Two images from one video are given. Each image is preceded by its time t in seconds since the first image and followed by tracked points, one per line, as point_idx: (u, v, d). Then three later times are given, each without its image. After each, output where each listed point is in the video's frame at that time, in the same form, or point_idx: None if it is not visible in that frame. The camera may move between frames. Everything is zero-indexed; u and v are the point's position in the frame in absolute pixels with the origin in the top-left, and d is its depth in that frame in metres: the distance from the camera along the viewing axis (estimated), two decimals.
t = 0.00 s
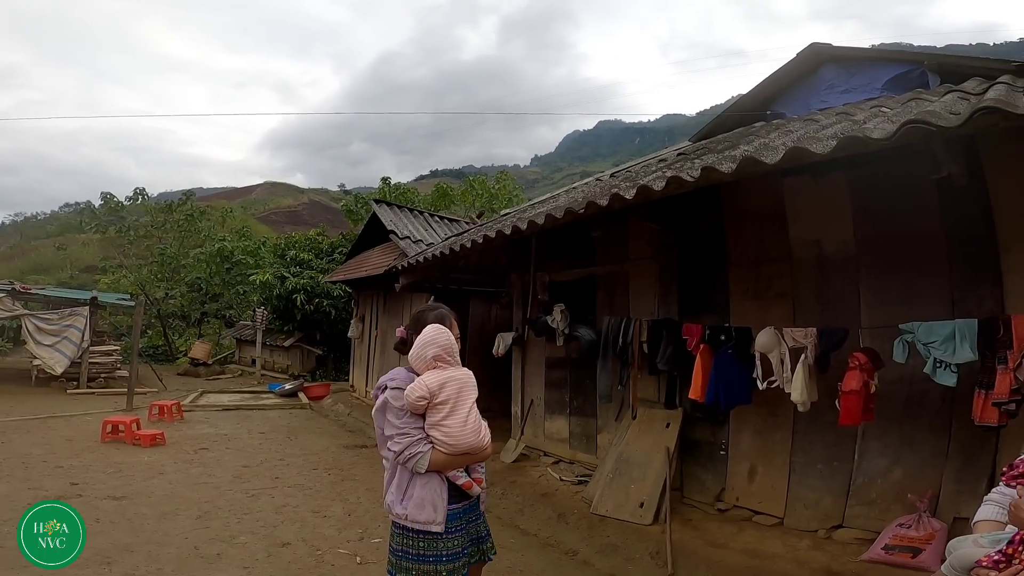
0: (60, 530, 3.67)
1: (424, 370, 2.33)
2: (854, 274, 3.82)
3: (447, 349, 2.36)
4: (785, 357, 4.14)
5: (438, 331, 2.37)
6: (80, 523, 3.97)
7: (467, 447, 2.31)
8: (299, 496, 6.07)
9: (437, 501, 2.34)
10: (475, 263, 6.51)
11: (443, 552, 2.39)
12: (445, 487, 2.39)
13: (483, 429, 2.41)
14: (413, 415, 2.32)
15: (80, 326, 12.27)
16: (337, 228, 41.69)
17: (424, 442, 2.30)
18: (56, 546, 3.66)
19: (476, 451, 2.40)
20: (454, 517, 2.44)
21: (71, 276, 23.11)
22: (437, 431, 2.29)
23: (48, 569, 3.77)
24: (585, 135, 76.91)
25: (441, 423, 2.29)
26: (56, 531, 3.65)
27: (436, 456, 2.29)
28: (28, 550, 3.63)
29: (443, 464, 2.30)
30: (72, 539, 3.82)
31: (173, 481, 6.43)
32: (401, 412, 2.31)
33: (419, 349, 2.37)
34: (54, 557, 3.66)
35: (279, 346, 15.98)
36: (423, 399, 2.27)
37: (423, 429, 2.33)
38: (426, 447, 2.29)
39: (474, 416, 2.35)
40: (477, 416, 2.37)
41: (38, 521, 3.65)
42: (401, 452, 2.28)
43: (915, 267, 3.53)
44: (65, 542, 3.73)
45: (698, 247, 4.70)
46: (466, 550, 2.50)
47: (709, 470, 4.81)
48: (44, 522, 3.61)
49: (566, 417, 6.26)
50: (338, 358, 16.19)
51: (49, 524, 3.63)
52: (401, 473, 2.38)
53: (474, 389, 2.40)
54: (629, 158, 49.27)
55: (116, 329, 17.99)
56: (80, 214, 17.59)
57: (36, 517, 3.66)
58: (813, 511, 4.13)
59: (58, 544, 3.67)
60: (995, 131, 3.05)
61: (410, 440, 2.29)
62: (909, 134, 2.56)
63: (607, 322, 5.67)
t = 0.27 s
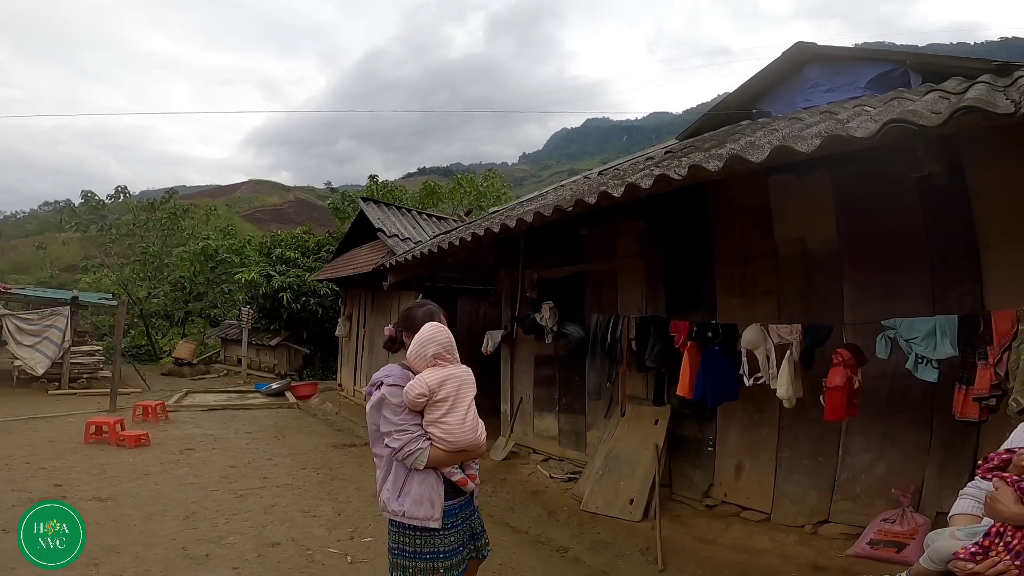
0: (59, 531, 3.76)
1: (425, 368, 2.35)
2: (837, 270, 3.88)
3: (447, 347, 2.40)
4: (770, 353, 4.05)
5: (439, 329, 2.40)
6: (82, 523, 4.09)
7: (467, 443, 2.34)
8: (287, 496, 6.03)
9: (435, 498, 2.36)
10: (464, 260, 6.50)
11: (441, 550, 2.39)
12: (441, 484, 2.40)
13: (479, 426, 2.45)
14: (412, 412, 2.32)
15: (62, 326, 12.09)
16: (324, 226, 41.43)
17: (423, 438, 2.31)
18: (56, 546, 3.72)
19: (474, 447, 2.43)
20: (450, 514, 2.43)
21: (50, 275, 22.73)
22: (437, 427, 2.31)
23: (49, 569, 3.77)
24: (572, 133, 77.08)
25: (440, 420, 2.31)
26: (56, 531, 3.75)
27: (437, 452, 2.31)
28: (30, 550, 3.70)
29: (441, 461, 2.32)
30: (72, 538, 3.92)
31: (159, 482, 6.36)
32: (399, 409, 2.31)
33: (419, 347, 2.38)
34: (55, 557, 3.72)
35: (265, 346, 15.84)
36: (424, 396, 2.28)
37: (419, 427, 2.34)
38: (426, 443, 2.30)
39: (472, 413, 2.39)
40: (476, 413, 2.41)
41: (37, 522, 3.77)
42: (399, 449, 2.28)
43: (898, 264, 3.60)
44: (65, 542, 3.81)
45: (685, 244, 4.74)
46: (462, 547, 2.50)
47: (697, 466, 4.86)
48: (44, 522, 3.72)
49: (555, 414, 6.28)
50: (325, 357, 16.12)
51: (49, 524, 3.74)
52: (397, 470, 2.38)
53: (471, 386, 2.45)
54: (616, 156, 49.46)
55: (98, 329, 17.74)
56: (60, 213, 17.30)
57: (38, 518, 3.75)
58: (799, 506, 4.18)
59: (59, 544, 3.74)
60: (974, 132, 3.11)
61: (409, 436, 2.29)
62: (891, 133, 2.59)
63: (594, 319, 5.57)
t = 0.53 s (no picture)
0: (60, 531, 3.64)
1: (416, 353, 2.35)
2: (809, 257, 3.96)
3: (441, 333, 2.37)
4: (747, 340, 4.27)
5: (433, 314, 2.37)
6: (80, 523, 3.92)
7: (456, 427, 2.35)
8: (268, 494, 5.98)
9: (423, 484, 2.39)
10: (443, 253, 6.47)
11: (429, 538, 2.43)
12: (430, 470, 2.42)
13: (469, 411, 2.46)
14: (399, 398, 2.33)
15: (28, 325, 11.75)
16: (298, 220, 40.84)
17: (412, 423, 2.32)
18: (56, 546, 3.62)
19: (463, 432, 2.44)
20: (435, 502, 2.46)
21: (13, 273, 22.04)
22: (426, 412, 2.32)
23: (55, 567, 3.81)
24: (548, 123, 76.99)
25: (429, 405, 2.32)
26: (56, 531, 3.62)
27: (425, 437, 2.32)
28: (28, 550, 3.59)
29: (429, 446, 2.33)
30: (72, 539, 3.80)
31: (135, 482, 6.25)
32: (388, 394, 2.32)
33: (412, 331, 2.35)
34: (55, 558, 3.62)
35: (240, 342, 15.62)
36: (413, 381, 2.30)
37: (408, 412, 2.35)
38: (414, 427, 2.31)
39: (461, 398, 2.39)
40: (466, 398, 2.41)
41: (37, 521, 3.63)
42: (388, 435, 2.29)
43: (867, 252, 3.68)
44: (65, 542, 3.70)
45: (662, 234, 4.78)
46: (450, 534, 2.53)
47: (677, 454, 4.94)
48: (45, 521, 3.59)
49: (536, 406, 6.32)
50: (303, 352, 15.98)
51: (49, 523, 3.61)
52: (386, 456, 2.39)
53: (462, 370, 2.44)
54: (593, 146, 49.61)
55: (66, 328, 17.28)
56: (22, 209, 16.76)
57: (35, 517, 3.65)
58: (776, 493, 4.29)
59: (58, 544, 3.63)
60: (939, 123, 3.18)
61: (397, 422, 2.30)
62: (860, 123, 2.65)
63: (573, 309, 5.67)
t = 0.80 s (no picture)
0: (60, 531, 3.78)
1: (392, 328, 2.42)
2: (775, 241, 4.04)
3: (414, 304, 2.46)
4: (718, 324, 4.37)
5: (403, 287, 2.47)
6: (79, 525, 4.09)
7: (444, 393, 2.40)
8: (245, 493, 5.92)
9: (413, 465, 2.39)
10: (416, 244, 6.43)
11: (413, 524, 2.44)
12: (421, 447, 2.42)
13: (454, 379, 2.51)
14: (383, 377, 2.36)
15: None
16: (267, 215, 40.07)
17: (402, 398, 2.33)
18: (55, 547, 3.73)
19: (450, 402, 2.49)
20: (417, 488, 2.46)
21: None
22: (413, 384, 2.37)
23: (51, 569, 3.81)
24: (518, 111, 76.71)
25: (416, 376, 2.37)
26: (56, 532, 3.73)
27: (417, 407, 2.34)
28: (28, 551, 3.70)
29: (423, 418, 2.36)
30: (71, 539, 3.93)
31: (105, 485, 6.12)
32: (370, 376, 2.32)
33: (386, 306, 2.43)
34: (55, 558, 3.73)
35: (210, 341, 15.32)
36: (395, 355, 2.37)
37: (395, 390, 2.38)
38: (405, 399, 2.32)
39: (445, 364, 2.45)
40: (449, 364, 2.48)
41: (38, 522, 3.74)
42: (383, 413, 2.27)
43: (830, 237, 3.78)
44: (64, 542, 3.81)
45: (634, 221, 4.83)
46: (432, 519, 2.54)
47: (654, 440, 5.04)
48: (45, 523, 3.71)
49: (514, 396, 6.36)
50: (276, 349, 15.77)
51: (49, 525, 3.71)
52: (375, 441, 2.38)
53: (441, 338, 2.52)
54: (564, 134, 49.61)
55: (26, 331, 16.71)
56: None
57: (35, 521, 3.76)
58: (752, 477, 4.41)
59: (58, 545, 3.74)
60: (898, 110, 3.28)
61: (389, 398, 2.30)
62: (821, 110, 2.71)
63: (547, 297, 5.74)
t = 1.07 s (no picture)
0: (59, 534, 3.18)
1: (378, 336, 2.43)
2: (754, 245, 4.11)
3: (399, 312, 2.49)
4: (698, 327, 4.42)
5: (388, 296, 2.48)
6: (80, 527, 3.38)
7: (429, 400, 2.43)
8: (224, 495, 5.84)
9: (401, 467, 2.41)
10: (398, 245, 6.40)
11: (402, 525, 2.44)
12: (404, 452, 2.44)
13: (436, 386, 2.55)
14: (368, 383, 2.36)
15: None
16: (246, 214, 39.55)
17: (387, 404, 2.35)
18: (56, 547, 3.19)
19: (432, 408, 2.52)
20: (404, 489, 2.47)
21: None
22: (399, 391, 2.38)
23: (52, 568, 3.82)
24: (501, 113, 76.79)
25: (402, 384, 2.39)
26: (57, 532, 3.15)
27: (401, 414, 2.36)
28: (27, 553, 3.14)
29: (406, 424, 2.39)
30: (71, 540, 3.35)
31: (78, 488, 5.99)
32: (353, 382, 2.31)
33: (370, 316, 2.44)
34: (55, 559, 3.20)
35: (186, 341, 15.07)
36: (387, 362, 2.37)
37: (379, 397, 2.39)
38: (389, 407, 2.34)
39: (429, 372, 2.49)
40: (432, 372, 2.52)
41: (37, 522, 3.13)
42: (367, 420, 2.29)
43: (806, 239, 3.85)
44: (64, 542, 3.26)
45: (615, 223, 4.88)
46: (419, 519, 2.55)
47: (636, 441, 5.09)
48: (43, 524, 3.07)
49: (497, 397, 6.37)
50: (254, 351, 15.57)
51: (48, 525, 3.11)
52: (360, 445, 2.38)
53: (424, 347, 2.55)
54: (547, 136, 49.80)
55: None
56: None
57: (34, 516, 3.12)
58: (731, 477, 4.48)
59: (58, 546, 3.20)
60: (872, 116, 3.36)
61: (373, 405, 2.30)
62: (798, 114, 2.77)
63: (530, 299, 5.77)
